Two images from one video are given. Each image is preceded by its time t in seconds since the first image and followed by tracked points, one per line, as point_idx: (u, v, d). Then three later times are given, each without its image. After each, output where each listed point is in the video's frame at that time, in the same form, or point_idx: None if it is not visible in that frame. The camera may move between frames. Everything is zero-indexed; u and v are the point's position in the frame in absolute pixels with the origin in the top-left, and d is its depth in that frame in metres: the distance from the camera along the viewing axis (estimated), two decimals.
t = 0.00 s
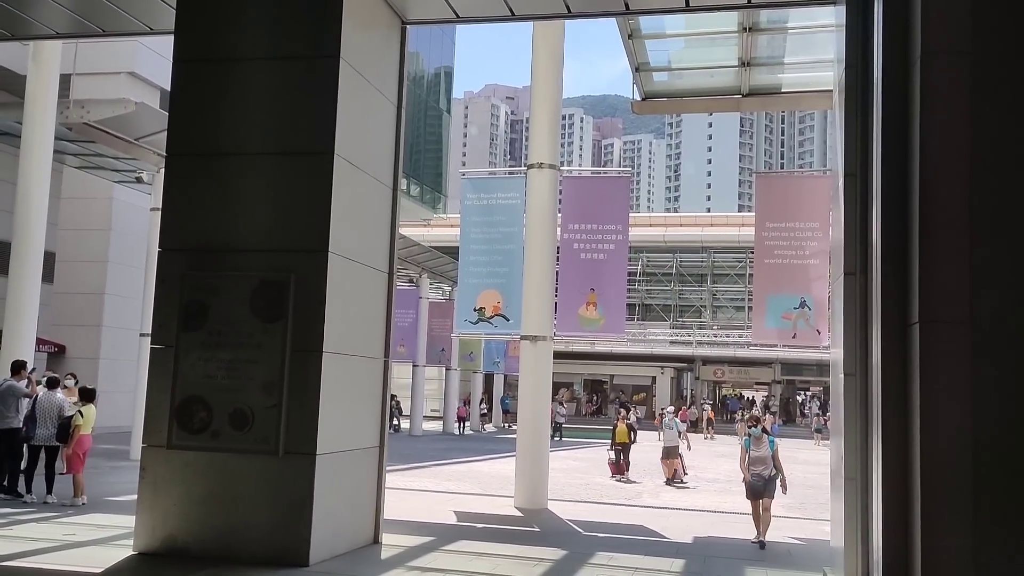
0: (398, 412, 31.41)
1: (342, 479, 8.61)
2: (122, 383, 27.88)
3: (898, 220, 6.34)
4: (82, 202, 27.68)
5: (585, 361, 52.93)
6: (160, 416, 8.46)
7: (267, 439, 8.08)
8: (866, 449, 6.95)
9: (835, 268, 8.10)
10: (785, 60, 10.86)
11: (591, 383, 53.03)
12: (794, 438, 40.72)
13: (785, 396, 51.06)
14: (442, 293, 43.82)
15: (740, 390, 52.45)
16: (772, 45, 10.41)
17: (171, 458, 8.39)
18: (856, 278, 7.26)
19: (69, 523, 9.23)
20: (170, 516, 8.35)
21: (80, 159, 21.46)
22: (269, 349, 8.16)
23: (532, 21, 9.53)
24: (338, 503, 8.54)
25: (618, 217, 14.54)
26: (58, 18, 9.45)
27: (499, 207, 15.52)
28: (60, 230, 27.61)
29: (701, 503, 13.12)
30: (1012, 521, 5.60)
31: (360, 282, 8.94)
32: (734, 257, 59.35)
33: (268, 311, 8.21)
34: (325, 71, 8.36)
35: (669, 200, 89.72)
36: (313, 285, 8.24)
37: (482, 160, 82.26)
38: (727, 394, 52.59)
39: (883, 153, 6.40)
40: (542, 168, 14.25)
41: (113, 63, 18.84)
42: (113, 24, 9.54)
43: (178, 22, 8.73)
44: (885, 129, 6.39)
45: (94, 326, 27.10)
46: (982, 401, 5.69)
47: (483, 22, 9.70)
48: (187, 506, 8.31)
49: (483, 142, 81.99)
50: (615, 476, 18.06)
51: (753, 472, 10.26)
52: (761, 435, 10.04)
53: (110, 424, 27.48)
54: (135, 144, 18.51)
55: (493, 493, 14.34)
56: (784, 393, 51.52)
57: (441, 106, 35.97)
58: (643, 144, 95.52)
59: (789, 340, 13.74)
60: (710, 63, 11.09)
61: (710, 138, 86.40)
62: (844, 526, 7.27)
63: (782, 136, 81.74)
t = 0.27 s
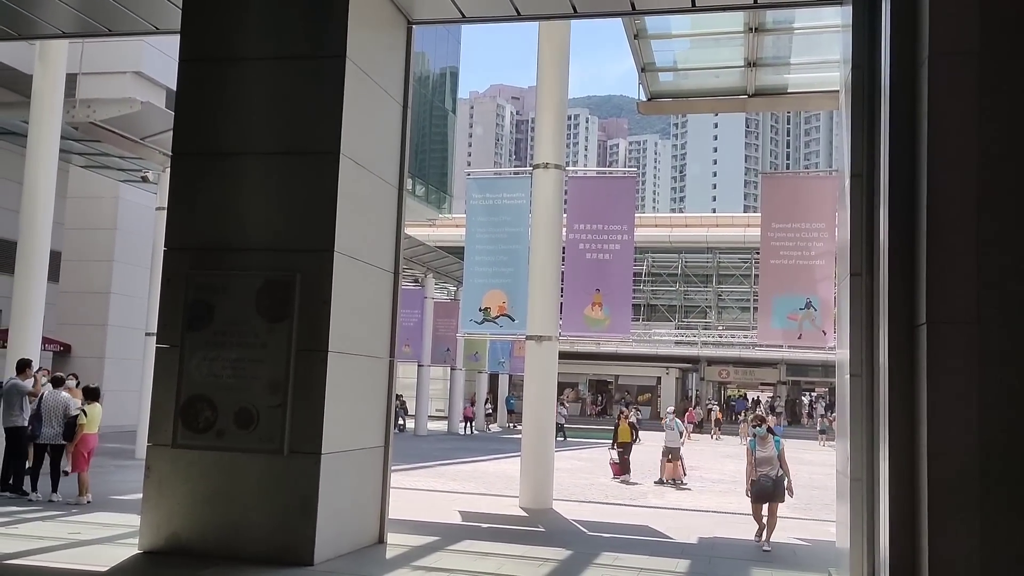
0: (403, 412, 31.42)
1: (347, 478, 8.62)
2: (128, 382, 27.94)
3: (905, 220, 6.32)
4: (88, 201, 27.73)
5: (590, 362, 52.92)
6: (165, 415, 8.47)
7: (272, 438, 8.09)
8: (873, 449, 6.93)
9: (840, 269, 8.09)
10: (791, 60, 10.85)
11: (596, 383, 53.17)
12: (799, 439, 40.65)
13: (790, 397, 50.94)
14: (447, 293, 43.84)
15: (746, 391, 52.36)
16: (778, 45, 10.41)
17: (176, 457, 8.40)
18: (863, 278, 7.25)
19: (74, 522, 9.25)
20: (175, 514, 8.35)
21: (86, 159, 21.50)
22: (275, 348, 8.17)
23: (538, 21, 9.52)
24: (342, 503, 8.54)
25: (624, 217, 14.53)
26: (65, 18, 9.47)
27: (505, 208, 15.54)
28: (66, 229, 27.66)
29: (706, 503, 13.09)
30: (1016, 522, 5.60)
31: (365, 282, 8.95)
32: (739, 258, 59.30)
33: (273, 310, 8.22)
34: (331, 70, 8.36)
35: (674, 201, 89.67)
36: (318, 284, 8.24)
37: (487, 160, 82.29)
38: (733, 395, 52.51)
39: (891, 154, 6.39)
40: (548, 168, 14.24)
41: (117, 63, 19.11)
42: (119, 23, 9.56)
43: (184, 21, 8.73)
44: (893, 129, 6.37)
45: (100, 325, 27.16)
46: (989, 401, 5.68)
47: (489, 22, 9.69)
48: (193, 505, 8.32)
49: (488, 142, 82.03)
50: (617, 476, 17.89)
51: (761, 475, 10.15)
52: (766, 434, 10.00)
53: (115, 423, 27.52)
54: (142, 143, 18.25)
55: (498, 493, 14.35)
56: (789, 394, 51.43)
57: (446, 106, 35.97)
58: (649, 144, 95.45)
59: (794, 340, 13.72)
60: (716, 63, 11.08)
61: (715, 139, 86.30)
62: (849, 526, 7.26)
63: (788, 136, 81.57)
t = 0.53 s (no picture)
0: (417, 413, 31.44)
1: (362, 478, 8.63)
2: (145, 382, 28.11)
3: (926, 219, 6.27)
4: (106, 203, 27.90)
5: (605, 363, 52.83)
6: (182, 415, 8.50)
7: (288, 438, 8.10)
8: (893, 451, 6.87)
9: (859, 270, 8.02)
10: (808, 60, 10.79)
11: (610, 384, 53.05)
12: (816, 442, 40.32)
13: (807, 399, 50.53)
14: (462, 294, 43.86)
15: (761, 392, 51.93)
16: (794, 45, 10.35)
17: (193, 457, 8.42)
18: (881, 279, 7.21)
19: (91, 521, 9.29)
20: (191, 514, 8.39)
21: (105, 160, 21.64)
22: (290, 349, 8.18)
23: (553, 21, 9.51)
24: (358, 503, 8.55)
25: (639, 217, 14.50)
26: (83, 20, 9.53)
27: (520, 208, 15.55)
28: (83, 229, 27.84)
29: (721, 505, 13.02)
30: None
31: (381, 283, 8.95)
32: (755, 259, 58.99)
33: (288, 311, 8.23)
34: (347, 71, 8.37)
35: (689, 202, 89.31)
36: (334, 284, 8.25)
37: (503, 161, 82.30)
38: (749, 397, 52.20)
39: (911, 152, 6.33)
40: (563, 169, 14.22)
41: (135, 64, 19.10)
42: (137, 25, 9.62)
43: (201, 23, 8.77)
44: (913, 128, 6.32)
45: (117, 326, 27.34)
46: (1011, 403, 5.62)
47: (504, 23, 9.68)
48: (209, 505, 8.34)
49: (503, 143, 82.04)
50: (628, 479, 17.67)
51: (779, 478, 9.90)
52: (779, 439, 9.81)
53: (131, 423, 27.69)
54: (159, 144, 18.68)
55: (514, 494, 14.33)
56: (806, 395, 50.91)
57: (462, 107, 35.95)
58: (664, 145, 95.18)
59: (812, 342, 13.68)
60: (732, 63, 11.02)
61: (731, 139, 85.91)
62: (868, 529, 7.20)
63: (805, 136, 80.99)
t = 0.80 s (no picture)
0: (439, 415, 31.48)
1: (387, 481, 8.65)
2: (170, 384, 28.39)
3: (956, 221, 6.19)
4: (133, 206, 28.20)
5: (627, 365, 52.69)
6: (209, 417, 8.55)
7: (313, 441, 8.13)
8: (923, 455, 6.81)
9: (886, 272, 7.96)
10: (834, 60, 10.70)
11: (633, 388, 52.96)
12: (841, 446, 39.85)
13: (832, 403, 49.90)
14: (485, 297, 43.92)
15: (785, 396, 50.56)
16: (819, 45, 10.28)
17: (219, 459, 8.47)
18: (908, 281, 7.16)
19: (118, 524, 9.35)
20: (218, 517, 8.44)
21: (132, 164, 21.86)
22: (316, 352, 8.22)
23: (577, 24, 9.51)
24: (382, 506, 8.57)
25: (662, 219, 14.45)
26: (111, 25, 9.63)
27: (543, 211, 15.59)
28: (110, 233, 28.14)
29: (746, 509, 12.93)
30: None
31: (405, 285, 8.98)
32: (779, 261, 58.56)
33: (313, 313, 8.27)
34: (372, 74, 8.41)
35: (712, 204, 88.77)
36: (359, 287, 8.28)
37: (525, 163, 82.37)
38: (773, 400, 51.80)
39: (943, 154, 6.26)
40: (586, 171, 14.20)
41: (160, 68, 19.66)
42: (163, 30, 9.71)
43: (227, 28, 8.85)
44: (944, 129, 6.26)
45: (143, 328, 27.62)
46: None
47: (527, 25, 9.69)
48: (236, 507, 8.39)
49: (525, 146, 82.08)
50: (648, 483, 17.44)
51: (803, 481, 9.73)
52: (804, 439, 9.66)
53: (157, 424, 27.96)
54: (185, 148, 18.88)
55: (537, 496, 14.33)
56: (831, 398, 49.95)
57: (484, 110, 35.98)
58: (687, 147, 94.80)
59: (837, 344, 13.52)
60: (756, 64, 10.97)
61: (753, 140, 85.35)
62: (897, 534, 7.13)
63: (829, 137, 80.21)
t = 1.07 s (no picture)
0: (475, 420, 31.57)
1: (425, 485, 8.67)
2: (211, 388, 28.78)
3: (1006, 217, 5.92)
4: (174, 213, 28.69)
5: (664, 370, 52.49)
6: (250, 421, 8.64)
7: (351, 445, 8.17)
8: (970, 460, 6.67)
9: (931, 275, 7.83)
10: (874, 60, 10.54)
11: (670, 392, 53.41)
12: (882, 452, 39.24)
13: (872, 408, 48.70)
14: (521, 301, 44.08)
15: (825, 400, 50.54)
16: (859, 46, 10.17)
17: (260, 463, 8.55)
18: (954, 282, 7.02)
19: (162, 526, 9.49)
20: (258, 521, 8.52)
21: (175, 172, 22.23)
22: (354, 356, 8.26)
23: (612, 27, 9.49)
24: (420, 510, 8.58)
25: (699, 222, 14.35)
26: (154, 36, 9.84)
27: (579, 215, 15.59)
28: (152, 239, 28.64)
29: (786, 516, 12.78)
30: None
31: (442, 290, 9.00)
32: (818, 264, 57.87)
33: (352, 318, 8.32)
34: (408, 80, 8.45)
35: (749, 207, 88.09)
36: (396, 292, 8.32)
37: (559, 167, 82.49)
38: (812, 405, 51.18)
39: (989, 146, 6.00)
40: (623, 174, 14.15)
41: (204, 77, 20.94)
42: (205, 39, 9.90)
43: (265, 37, 8.96)
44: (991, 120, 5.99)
45: (184, 333, 28.06)
46: None
47: (563, 29, 9.68)
48: (276, 509, 8.47)
49: (560, 150, 82.30)
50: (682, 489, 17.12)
51: (846, 487, 9.57)
52: (853, 446, 9.52)
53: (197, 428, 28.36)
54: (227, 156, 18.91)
55: (574, 501, 14.31)
56: (871, 403, 49.15)
57: (520, 114, 36.05)
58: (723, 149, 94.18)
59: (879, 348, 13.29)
60: (793, 64, 10.85)
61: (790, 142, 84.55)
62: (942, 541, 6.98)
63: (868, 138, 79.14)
